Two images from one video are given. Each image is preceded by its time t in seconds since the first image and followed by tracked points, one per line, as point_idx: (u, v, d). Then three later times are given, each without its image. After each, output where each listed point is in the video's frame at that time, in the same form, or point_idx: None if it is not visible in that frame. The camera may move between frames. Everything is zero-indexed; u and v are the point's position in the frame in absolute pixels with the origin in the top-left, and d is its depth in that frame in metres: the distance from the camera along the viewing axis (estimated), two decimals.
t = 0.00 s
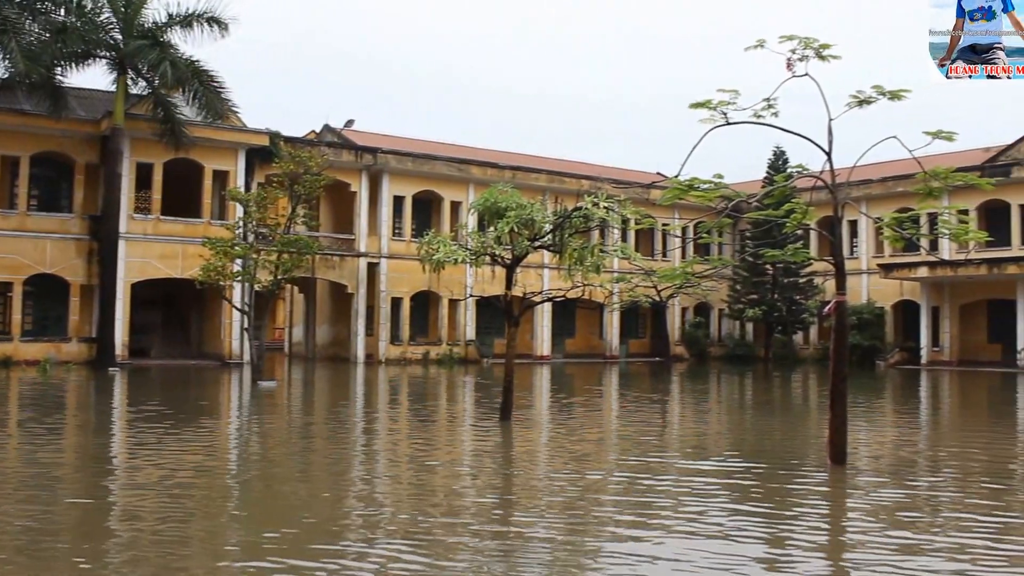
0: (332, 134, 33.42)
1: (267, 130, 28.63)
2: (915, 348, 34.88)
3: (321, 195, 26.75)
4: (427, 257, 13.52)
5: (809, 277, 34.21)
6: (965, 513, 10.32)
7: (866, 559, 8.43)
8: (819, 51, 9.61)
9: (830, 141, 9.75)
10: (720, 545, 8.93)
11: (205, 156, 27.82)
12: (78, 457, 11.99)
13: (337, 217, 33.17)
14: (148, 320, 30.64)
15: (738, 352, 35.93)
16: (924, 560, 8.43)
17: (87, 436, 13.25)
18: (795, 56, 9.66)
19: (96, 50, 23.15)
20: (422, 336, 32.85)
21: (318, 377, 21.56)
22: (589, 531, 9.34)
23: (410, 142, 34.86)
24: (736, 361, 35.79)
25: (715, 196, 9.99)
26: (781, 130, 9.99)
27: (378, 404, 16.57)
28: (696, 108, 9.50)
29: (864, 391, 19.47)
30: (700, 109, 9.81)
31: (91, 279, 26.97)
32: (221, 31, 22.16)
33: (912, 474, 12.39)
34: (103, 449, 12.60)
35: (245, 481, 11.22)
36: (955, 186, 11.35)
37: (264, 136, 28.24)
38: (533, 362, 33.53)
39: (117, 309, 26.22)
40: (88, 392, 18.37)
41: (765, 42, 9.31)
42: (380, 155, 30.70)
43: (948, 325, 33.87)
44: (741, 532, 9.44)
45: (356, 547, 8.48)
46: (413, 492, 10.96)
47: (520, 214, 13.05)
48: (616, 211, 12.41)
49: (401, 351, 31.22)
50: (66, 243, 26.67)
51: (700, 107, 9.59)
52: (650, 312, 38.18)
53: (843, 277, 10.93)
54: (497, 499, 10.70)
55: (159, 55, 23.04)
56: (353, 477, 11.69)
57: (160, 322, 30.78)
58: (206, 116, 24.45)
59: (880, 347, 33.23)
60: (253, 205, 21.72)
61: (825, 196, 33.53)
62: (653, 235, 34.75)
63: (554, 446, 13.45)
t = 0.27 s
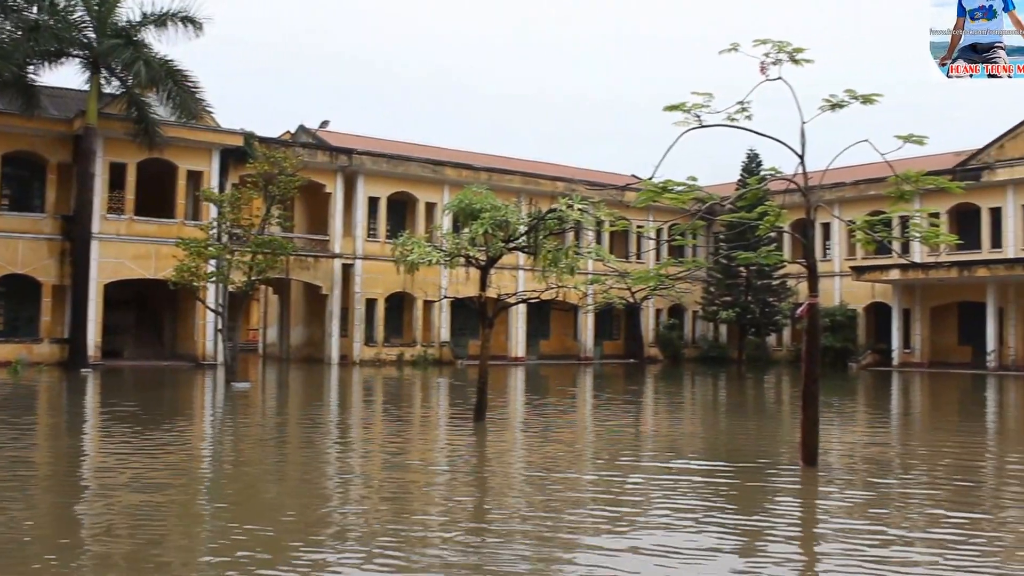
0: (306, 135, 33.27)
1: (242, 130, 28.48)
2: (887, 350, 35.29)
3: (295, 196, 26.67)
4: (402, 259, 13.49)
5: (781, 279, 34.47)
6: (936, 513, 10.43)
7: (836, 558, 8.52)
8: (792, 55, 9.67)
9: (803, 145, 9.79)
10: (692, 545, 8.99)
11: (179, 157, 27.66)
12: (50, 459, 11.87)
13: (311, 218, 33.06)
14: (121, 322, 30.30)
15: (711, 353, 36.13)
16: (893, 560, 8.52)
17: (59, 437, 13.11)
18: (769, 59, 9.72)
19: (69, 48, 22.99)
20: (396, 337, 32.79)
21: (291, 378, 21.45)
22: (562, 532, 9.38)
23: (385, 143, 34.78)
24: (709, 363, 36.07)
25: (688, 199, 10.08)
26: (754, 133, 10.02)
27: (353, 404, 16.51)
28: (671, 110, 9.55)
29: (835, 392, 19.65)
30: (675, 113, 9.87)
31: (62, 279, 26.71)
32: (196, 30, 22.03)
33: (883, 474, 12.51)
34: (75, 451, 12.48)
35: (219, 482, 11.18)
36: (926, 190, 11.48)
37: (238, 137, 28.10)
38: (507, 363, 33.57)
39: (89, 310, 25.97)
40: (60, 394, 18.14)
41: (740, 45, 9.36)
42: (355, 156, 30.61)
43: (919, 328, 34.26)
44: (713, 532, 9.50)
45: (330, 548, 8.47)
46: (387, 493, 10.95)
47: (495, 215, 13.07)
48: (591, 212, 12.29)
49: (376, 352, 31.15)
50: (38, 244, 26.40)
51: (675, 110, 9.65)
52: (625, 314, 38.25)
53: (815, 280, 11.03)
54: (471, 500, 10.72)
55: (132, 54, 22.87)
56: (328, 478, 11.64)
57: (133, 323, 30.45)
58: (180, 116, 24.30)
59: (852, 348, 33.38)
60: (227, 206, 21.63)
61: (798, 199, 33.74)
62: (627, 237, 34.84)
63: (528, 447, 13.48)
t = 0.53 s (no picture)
0: (282, 135, 33.13)
1: (216, 130, 28.33)
2: (859, 352, 35.62)
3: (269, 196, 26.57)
4: (376, 260, 13.47)
5: (755, 281, 34.69)
6: (907, 513, 10.53)
7: (807, 558, 8.58)
8: (765, 58, 9.76)
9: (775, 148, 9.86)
10: (665, 545, 9.04)
11: (153, 156, 27.47)
12: (21, 460, 11.78)
13: (286, 219, 32.94)
14: (94, 322, 30.09)
15: (685, 355, 36.31)
16: (864, 559, 8.59)
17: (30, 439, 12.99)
18: (742, 62, 9.79)
19: (42, 46, 22.77)
20: (371, 338, 32.71)
21: (265, 379, 21.37)
22: (536, 532, 9.40)
23: (361, 144, 34.69)
24: (683, 364, 36.27)
25: (662, 201, 10.13)
26: (727, 136, 10.08)
27: (327, 407, 16.40)
28: (645, 112, 9.60)
29: (807, 392, 19.83)
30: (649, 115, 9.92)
31: (33, 279, 26.46)
32: (170, 29, 21.87)
33: (855, 475, 12.61)
34: (46, 453, 12.38)
35: (191, 483, 11.14)
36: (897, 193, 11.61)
37: (213, 136, 27.96)
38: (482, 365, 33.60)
39: (61, 310, 25.74)
40: (31, 395, 17.95)
41: (714, 48, 9.42)
42: (330, 157, 30.50)
43: (890, 330, 34.72)
44: (686, 532, 9.55)
45: (302, 549, 8.46)
46: (361, 494, 10.94)
47: (469, 217, 13.07)
48: (566, 214, 12.30)
49: (350, 353, 31.08)
50: (9, 243, 26.14)
51: (649, 112, 9.70)
52: (600, 316, 38.36)
53: (788, 282, 11.13)
54: (445, 500, 10.72)
55: (107, 52, 22.64)
56: (302, 479, 11.62)
57: (106, 323, 30.25)
58: (154, 115, 24.13)
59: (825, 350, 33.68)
60: (201, 206, 21.51)
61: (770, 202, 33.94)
62: (602, 239, 34.93)
63: (503, 448, 13.50)
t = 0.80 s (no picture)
0: (256, 135, 32.96)
1: (190, 130, 28.17)
2: (831, 353, 35.95)
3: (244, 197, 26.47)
4: (351, 260, 13.45)
5: (729, 283, 34.88)
6: (879, 512, 10.62)
7: (780, 557, 8.65)
8: (737, 62, 9.84)
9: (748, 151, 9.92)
10: (640, 545, 9.08)
11: (126, 156, 27.25)
12: None
13: (260, 220, 32.78)
14: (66, 322, 29.76)
15: (658, 357, 36.50)
16: (836, 558, 8.67)
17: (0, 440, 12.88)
18: (717, 66, 9.87)
19: (12, 43, 22.55)
20: (345, 340, 32.63)
21: (239, 380, 21.26)
22: (511, 532, 9.41)
23: (336, 144, 34.56)
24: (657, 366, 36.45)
25: (635, 203, 10.19)
26: (701, 139, 10.11)
27: (303, 408, 16.34)
28: (620, 115, 9.63)
29: (781, 394, 19.98)
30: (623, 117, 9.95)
31: (4, 279, 26.15)
32: (144, 28, 21.72)
33: (828, 475, 12.72)
34: (17, 455, 12.29)
35: (165, 484, 11.08)
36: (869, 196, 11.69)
37: (187, 136, 27.80)
38: (457, 366, 33.62)
39: (32, 311, 25.50)
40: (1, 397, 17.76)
41: (689, 52, 9.49)
42: (305, 158, 30.40)
43: (861, 332, 35.09)
44: (661, 532, 9.60)
45: (276, 550, 8.43)
46: (336, 495, 10.91)
47: (444, 218, 13.09)
48: (541, 216, 12.35)
49: (325, 355, 31.03)
50: None
51: (622, 115, 9.74)
52: (574, 317, 38.45)
53: (760, 284, 11.22)
54: (420, 501, 10.71)
55: (78, 50, 22.59)
56: (277, 480, 11.60)
57: (78, 324, 29.93)
58: (127, 114, 23.94)
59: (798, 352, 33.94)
60: (175, 206, 21.40)
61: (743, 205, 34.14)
62: (576, 241, 35.04)
63: (478, 449, 13.51)
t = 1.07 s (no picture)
0: (231, 135, 32.79)
1: (164, 129, 28.00)
2: (804, 355, 36.19)
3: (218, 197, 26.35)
4: (325, 262, 13.43)
5: (703, 285, 35.02)
6: (850, 513, 10.68)
7: (751, 558, 8.68)
8: (710, 65, 9.87)
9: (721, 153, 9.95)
10: (612, 546, 9.10)
11: (99, 156, 27.04)
12: None
13: (234, 220, 32.60)
14: (38, 322, 29.30)
15: (633, 358, 36.63)
16: (806, 557, 8.75)
17: None
18: (690, 69, 9.90)
19: None
20: (320, 341, 32.52)
21: (213, 382, 21.16)
22: (484, 534, 9.41)
23: (311, 145, 34.43)
24: (632, 367, 36.57)
25: (609, 206, 10.20)
26: (674, 142, 10.11)
27: (277, 409, 16.28)
28: (594, 117, 9.66)
29: (753, 395, 20.11)
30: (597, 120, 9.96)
31: None
32: (117, 26, 21.57)
33: (800, 476, 12.78)
34: None
35: (135, 486, 10.99)
36: (841, 199, 11.74)
37: (161, 136, 27.65)
38: (432, 367, 33.59)
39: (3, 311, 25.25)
40: None
41: (663, 55, 9.53)
42: (280, 158, 30.28)
43: (834, 332, 35.24)
44: (633, 533, 9.62)
45: (247, 552, 8.39)
46: (309, 497, 10.87)
47: (418, 218, 13.07)
48: (516, 218, 12.36)
49: (299, 356, 30.94)
50: None
51: (597, 117, 9.75)
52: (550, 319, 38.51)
53: (733, 286, 11.28)
54: (393, 503, 10.69)
55: (51, 48, 22.43)
56: (250, 481, 11.58)
57: (50, 324, 29.47)
58: (101, 113, 23.76)
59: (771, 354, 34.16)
60: (148, 207, 21.26)
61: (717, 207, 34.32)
62: (552, 242, 35.11)
63: (452, 451, 13.50)
